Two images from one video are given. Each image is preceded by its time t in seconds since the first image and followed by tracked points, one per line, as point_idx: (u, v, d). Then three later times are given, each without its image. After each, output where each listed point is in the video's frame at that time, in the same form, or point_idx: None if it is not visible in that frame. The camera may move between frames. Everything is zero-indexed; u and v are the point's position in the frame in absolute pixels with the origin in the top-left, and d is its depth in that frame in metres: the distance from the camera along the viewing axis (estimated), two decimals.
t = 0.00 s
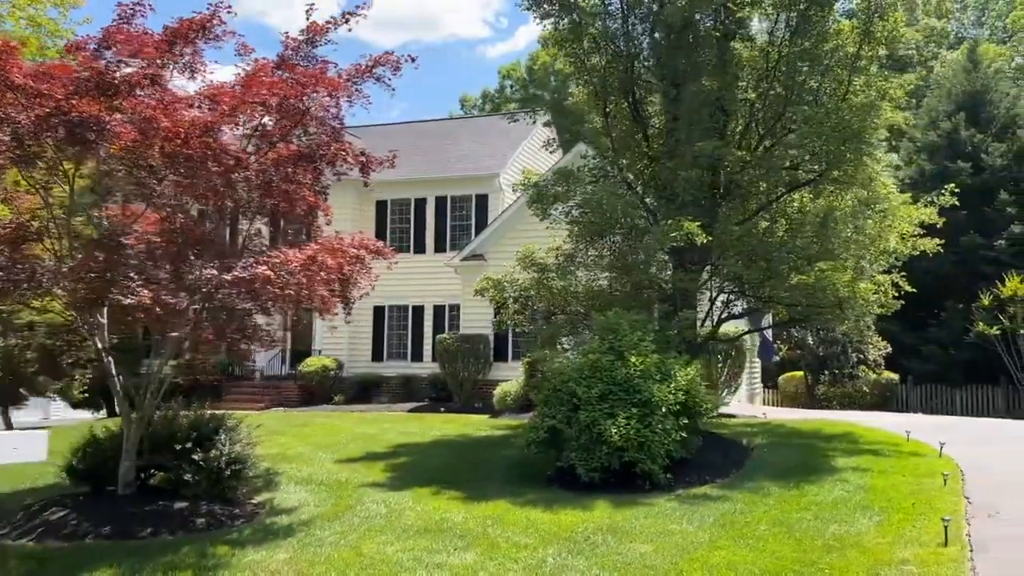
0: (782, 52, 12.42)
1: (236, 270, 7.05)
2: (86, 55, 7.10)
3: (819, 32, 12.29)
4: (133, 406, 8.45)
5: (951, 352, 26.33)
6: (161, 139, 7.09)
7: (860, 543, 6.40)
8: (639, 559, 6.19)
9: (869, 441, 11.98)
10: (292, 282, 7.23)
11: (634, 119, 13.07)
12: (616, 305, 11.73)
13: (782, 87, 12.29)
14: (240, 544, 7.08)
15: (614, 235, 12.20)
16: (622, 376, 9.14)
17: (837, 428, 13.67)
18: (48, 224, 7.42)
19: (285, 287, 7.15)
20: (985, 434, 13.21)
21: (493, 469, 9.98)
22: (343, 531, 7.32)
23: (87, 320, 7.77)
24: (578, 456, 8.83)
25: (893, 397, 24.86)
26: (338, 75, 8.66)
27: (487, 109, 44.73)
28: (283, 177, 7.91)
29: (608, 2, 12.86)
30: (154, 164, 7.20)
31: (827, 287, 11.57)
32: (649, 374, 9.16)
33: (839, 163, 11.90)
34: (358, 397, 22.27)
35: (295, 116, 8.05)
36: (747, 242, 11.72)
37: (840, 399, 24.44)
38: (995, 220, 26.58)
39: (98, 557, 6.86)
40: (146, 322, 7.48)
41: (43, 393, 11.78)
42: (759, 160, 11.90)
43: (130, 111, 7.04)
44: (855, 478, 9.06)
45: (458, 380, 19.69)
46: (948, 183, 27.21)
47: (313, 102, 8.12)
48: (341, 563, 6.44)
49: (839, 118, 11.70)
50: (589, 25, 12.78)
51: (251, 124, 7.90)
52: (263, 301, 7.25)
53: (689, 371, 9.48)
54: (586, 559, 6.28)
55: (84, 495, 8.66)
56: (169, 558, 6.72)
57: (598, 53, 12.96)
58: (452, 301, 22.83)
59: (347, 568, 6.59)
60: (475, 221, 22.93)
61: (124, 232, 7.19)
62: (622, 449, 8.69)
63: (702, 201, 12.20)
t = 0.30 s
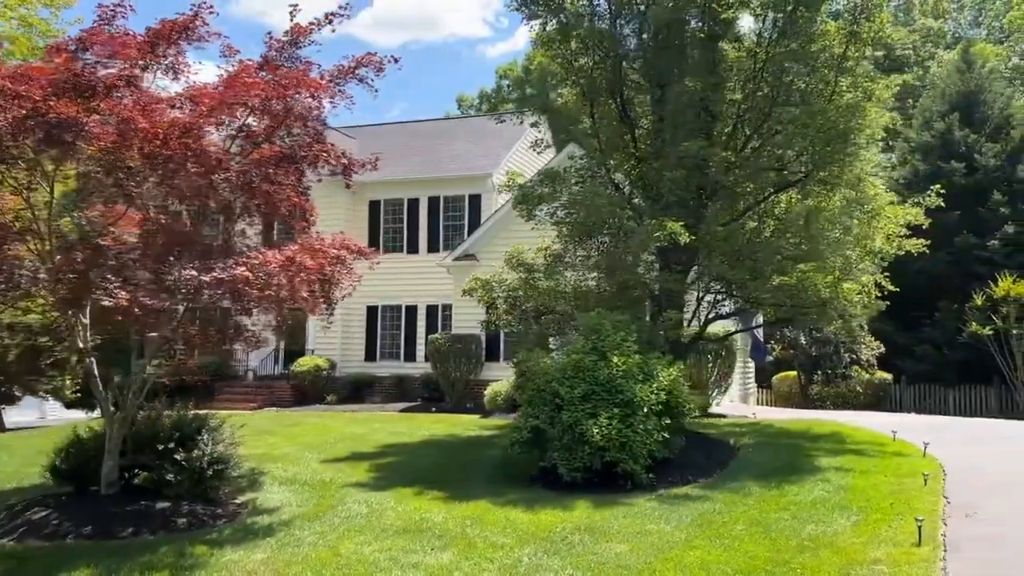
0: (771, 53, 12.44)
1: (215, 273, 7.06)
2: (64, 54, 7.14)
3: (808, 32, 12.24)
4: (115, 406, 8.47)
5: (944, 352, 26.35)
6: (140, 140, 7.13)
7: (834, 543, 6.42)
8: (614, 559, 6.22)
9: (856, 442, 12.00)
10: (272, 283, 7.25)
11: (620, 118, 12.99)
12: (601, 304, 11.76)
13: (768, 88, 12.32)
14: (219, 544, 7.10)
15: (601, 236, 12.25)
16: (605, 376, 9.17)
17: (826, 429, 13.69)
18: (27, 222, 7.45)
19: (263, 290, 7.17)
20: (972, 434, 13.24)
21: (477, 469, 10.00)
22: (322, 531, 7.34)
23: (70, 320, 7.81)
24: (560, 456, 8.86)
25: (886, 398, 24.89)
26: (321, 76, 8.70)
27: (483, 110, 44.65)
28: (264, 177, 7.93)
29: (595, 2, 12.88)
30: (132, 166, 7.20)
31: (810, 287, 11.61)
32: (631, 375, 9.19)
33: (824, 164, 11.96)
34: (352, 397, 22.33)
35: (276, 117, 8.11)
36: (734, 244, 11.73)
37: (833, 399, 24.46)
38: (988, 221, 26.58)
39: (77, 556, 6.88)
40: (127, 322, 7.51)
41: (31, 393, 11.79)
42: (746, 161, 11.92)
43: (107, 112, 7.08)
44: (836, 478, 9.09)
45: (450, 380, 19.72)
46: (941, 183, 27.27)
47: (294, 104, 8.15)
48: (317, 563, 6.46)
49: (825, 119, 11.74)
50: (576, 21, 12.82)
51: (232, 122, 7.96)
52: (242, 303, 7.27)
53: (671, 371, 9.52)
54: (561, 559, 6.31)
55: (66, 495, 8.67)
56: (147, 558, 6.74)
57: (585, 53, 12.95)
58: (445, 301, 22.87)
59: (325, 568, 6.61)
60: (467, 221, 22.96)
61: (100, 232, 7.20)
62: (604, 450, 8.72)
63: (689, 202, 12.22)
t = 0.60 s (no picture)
0: (761, 53, 12.45)
1: (196, 273, 7.06)
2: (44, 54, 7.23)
3: (799, 32, 12.25)
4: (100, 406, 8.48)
5: (939, 352, 26.35)
6: (121, 142, 7.20)
7: (812, 544, 6.42)
8: (592, 560, 6.22)
9: (844, 442, 12.01)
10: (253, 283, 7.24)
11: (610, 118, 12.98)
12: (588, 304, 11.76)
13: (757, 88, 12.34)
14: (200, 545, 7.10)
15: (590, 237, 12.25)
16: (590, 377, 9.19)
17: (816, 429, 13.69)
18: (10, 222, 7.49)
19: (244, 291, 7.17)
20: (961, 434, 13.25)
21: (463, 469, 10.00)
22: (304, 532, 7.35)
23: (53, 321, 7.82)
24: (545, 457, 8.86)
25: (880, 398, 24.88)
26: (305, 77, 8.71)
27: (479, 110, 44.57)
28: (246, 178, 7.94)
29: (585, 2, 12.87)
30: (112, 167, 7.33)
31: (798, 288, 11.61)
32: (616, 375, 9.21)
33: (812, 165, 11.98)
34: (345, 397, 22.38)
35: (261, 117, 8.11)
36: (722, 244, 11.73)
37: (827, 399, 24.46)
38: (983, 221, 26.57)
39: (57, 557, 6.88)
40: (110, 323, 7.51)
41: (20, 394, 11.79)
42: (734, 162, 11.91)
43: (86, 112, 7.14)
44: (821, 479, 9.09)
45: (443, 380, 19.72)
46: (935, 183, 27.28)
47: (277, 106, 8.13)
48: (297, 564, 6.47)
49: (813, 119, 11.74)
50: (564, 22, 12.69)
51: (216, 122, 7.98)
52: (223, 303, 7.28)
53: (657, 371, 9.52)
54: (539, 560, 6.31)
55: (51, 496, 8.67)
56: (127, 559, 6.75)
57: (574, 51, 12.79)
58: (438, 301, 22.88)
59: (305, 570, 6.61)
60: (461, 221, 22.96)
61: (83, 233, 7.10)
62: (589, 450, 8.73)
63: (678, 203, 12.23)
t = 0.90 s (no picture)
0: (752, 53, 12.43)
1: (175, 271, 7.03)
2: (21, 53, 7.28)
3: (789, 32, 12.23)
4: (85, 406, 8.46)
5: (934, 352, 26.32)
6: (100, 139, 7.19)
7: (793, 543, 6.40)
8: (571, 560, 6.19)
9: (833, 441, 11.99)
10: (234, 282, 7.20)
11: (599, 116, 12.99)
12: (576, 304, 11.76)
13: (747, 87, 12.33)
14: (181, 544, 7.07)
15: (580, 237, 12.26)
16: (576, 376, 9.18)
17: (808, 428, 13.68)
18: None
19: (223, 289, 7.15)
20: (951, 434, 13.25)
21: (450, 470, 9.96)
22: (285, 531, 7.32)
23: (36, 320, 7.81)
24: (530, 456, 8.84)
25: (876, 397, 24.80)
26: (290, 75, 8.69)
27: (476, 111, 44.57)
28: (229, 176, 7.94)
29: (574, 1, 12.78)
30: (91, 165, 7.28)
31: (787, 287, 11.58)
32: (602, 375, 9.19)
33: (800, 164, 11.97)
34: (340, 396, 22.37)
35: (245, 116, 8.14)
36: (709, 243, 11.70)
37: (823, 398, 24.42)
38: (978, 221, 26.56)
39: (36, 556, 6.84)
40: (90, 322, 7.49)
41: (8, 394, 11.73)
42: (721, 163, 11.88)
43: (63, 109, 7.13)
44: (807, 478, 9.07)
45: (436, 380, 19.68)
46: (931, 183, 27.29)
47: (262, 104, 8.15)
48: (276, 563, 6.44)
49: (802, 119, 11.76)
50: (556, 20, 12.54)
51: (198, 121, 7.97)
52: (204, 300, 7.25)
53: (643, 370, 9.51)
54: (518, 559, 6.29)
55: (34, 495, 8.62)
56: (106, 558, 6.71)
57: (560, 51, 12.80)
58: (432, 301, 22.87)
59: (284, 570, 6.57)
60: (455, 221, 22.95)
61: (62, 230, 7.06)
62: (574, 449, 8.70)
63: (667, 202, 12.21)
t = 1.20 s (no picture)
0: (741, 53, 12.42)
1: (151, 274, 6.99)
2: None
3: (779, 33, 12.18)
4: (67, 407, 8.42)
5: (930, 352, 26.26)
6: (77, 141, 7.11)
7: (771, 546, 6.36)
8: (547, 563, 6.16)
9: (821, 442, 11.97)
10: (212, 284, 7.16)
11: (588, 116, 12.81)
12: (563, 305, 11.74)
13: (735, 87, 12.30)
14: (158, 547, 7.04)
15: (567, 237, 12.26)
16: (560, 377, 9.14)
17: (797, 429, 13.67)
18: None
19: (201, 292, 7.13)
20: (941, 434, 13.23)
21: (435, 471, 9.93)
22: (263, 534, 7.29)
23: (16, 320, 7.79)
24: (514, 457, 8.80)
25: (871, 398, 24.63)
26: (272, 75, 8.67)
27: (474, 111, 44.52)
28: (208, 176, 7.97)
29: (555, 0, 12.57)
30: (68, 166, 7.23)
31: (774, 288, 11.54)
32: (587, 376, 9.17)
33: (788, 164, 11.96)
34: (333, 396, 22.35)
35: (228, 116, 8.15)
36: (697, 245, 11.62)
37: (817, 399, 24.36)
38: (973, 221, 26.51)
39: (12, 559, 6.81)
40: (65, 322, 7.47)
41: None
42: (708, 163, 11.83)
43: (38, 109, 7.06)
44: (792, 480, 9.04)
45: (429, 380, 19.65)
46: (927, 184, 27.23)
47: (244, 105, 8.15)
48: (251, 567, 6.40)
49: (790, 118, 11.76)
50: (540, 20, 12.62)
51: (179, 120, 8.02)
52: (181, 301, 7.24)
53: (628, 371, 9.48)
54: (494, 562, 6.26)
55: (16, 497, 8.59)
56: (81, 561, 6.68)
57: (546, 48, 12.68)
58: (426, 301, 22.84)
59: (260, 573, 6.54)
60: (449, 222, 22.90)
61: (35, 233, 6.98)
62: (557, 451, 8.67)
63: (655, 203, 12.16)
